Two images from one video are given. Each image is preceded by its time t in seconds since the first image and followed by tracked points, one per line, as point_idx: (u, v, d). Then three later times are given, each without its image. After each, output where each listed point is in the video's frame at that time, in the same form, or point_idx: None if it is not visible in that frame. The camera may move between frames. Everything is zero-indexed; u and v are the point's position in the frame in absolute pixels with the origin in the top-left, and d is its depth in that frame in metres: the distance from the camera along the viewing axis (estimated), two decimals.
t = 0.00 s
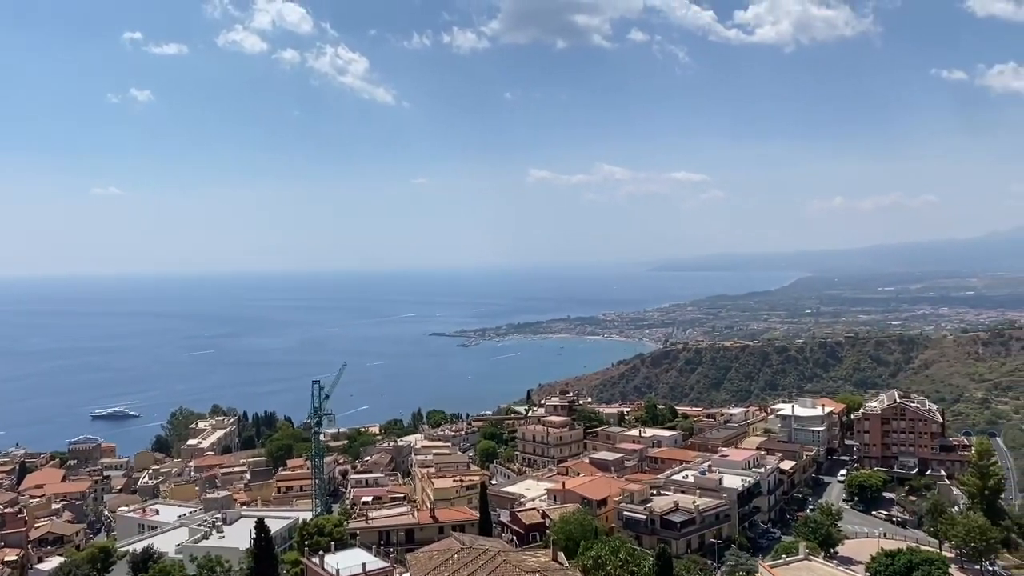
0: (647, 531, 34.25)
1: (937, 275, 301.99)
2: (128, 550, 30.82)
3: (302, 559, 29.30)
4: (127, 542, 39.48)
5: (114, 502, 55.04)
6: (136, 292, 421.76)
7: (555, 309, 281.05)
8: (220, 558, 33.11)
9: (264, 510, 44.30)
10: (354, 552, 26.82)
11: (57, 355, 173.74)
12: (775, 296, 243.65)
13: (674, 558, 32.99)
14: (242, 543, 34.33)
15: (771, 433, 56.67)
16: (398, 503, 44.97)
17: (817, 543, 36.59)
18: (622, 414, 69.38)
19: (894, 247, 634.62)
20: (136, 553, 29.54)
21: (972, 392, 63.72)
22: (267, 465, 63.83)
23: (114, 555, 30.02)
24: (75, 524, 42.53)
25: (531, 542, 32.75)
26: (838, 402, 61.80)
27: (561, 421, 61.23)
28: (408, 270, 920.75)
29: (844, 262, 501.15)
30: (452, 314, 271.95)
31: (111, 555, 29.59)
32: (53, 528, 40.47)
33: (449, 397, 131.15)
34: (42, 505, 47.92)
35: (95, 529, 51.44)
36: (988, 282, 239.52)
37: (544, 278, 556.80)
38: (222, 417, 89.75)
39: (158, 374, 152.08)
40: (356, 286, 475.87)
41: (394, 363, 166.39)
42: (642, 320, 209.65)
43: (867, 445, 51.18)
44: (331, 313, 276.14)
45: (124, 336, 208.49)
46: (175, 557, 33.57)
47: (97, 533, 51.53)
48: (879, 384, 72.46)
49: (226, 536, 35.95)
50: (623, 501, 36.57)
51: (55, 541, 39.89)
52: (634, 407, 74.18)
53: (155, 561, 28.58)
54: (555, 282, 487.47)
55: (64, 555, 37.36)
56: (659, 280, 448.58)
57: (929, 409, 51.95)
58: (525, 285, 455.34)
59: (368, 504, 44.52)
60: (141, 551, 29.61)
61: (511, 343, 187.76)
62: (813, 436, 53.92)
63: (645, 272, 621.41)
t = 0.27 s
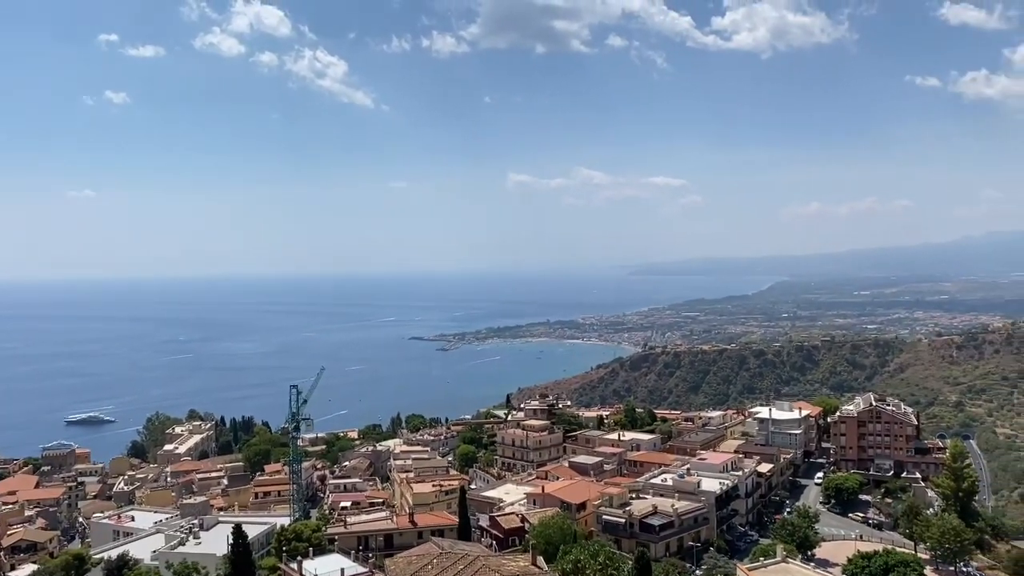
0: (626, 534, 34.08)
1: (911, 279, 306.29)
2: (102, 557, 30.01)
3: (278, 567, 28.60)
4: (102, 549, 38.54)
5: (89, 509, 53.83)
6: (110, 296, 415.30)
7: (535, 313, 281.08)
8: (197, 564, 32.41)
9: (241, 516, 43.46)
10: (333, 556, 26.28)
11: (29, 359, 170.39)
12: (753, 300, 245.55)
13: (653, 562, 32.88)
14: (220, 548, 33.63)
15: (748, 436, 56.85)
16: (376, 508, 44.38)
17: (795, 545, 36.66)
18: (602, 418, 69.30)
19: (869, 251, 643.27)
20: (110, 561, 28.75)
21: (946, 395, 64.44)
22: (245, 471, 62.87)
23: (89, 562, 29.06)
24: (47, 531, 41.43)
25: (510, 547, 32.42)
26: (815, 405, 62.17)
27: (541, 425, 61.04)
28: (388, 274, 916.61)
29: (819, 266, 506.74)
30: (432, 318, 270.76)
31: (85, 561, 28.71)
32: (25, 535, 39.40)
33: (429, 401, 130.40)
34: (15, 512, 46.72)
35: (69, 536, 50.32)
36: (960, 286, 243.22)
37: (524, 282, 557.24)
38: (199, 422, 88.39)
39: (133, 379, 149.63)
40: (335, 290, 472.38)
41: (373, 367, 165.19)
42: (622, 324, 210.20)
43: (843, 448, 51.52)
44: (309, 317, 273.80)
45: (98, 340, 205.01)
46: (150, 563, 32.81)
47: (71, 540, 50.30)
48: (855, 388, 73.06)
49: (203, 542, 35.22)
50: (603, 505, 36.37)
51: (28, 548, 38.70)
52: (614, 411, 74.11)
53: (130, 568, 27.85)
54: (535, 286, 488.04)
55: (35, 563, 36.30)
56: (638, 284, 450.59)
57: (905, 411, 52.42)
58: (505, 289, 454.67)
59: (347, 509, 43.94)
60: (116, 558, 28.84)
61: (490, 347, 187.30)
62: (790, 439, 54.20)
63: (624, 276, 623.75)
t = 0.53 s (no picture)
0: (606, 537, 33.79)
1: (886, 282, 310.36)
2: (75, 565, 29.09)
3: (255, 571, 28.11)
4: (75, 557, 37.42)
5: (63, 516, 52.45)
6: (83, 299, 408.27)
7: (514, 316, 280.69)
8: (174, 571, 31.55)
9: (217, 522, 42.51)
10: (312, 562, 25.60)
11: None
12: (731, 303, 247.24)
13: (632, 566, 32.60)
14: (197, 555, 32.76)
15: (727, 439, 56.93)
16: (355, 513, 43.65)
17: (773, 548, 36.61)
18: (582, 422, 69.03)
19: (844, 255, 651.46)
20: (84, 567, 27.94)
21: (922, 398, 65.04)
22: (222, 476, 61.69)
23: (63, 569, 28.25)
24: (19, 538, 40.19)
25: (490, 551, 31.93)
26: (792, 408, 62.46)
27: (520, 429, 60.66)
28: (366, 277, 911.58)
29: (795, 270, 511.58)
30: (411, 322, 269.40)
31: (59, 569, 27.93)
32: None
33: (408, 405, 129.43)
34: None
35: (42, 544, 48.99)
36: (934, 290, 246.72)
37: (504, 285, 556.97)
38: (175, 427, 86.77)
39: (107, 384, 146.83)
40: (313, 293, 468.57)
41: (352, 372, 163.78)
42: (601, 328, 210.48)
43: (821, 450, 51.68)
44: (288, 321, 271.01)
45: (71, 345, 201.07)
46: (125, 571, 31.90)
47: (44, 548, 48.95)
48: (833, 390, 73.54)
49: (180, 548, 34.32)
50: (582, 509, 36.04)
51: None
52: (594, 414, 73.85)
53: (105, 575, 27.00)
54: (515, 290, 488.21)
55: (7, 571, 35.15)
56: (618, 287, 452.39)
57: (881, 414, 52.81)
58: (484, 293, 453.87)
59: (325, 515, 43.17)
60: (91, 565, 27.96)
61: (470, 351, 186.54)
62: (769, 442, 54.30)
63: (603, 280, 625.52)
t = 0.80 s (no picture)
0: (586, 540, 33.60)
1: (861, 285, 313.92)
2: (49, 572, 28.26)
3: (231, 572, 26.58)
4: (49, 564, 36.43)
5: (36, 523, 51.14)
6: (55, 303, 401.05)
7: (494, 319, 280.25)
8: None
9: (194, 527, 41.67)
10: (291, 567, 25.09)
11: None
12: (710, 306, 248.72)
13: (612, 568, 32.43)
14: (175, 561, 32.03)
15: (706, 442, 57.05)
16: (334, 518, 43.04)
17: (752, 549, 36.63)
18: (562, 425, 68.86)
19: (820, 258, 658.78)
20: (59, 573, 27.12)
21: (898, 399, 65.69)
22: (199, 481, 60.59)
23: None
24: None
25: (470, 555, 31.58)
26: (770, 410, 62.68)
27: (500, 433, 60.35)
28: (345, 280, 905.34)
29: (773, 273, 516.19)
30: (391, 325, 267.88)
31: None
32: None
33: (388, 409, 128.46)
34: None
35: (15, 552, 47.78)
36: (909, 293, 249.95)
37: (485, 289, 556.46)
38: (152, 431, 85.26)
39: (81, 388, 144.16)
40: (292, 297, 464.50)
41: (331, 375, 162.37)
42: (581, 331, 210.73)
43: (799, 452, 51.89)
44: (266, 325, 268.25)
45: (44, 349, 197.31)
46: None
47: (17, 555, 47.71)
48: (810, 393, 74.01)
49: (157, 554, 33.56)
50: (562, 512, 35.81)
51: None
52: (573, 417, 73.66)
53: None
54: (495, 293, 487.69)
55: None
56: (598, 291, 453.70)
57: (858, 416, 53.21)
58: (465, 296, 452.85)
59: (304, 520, 42.53)
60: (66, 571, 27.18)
61: (450, 355, 185.83)
62: (747, 444, 54.45)
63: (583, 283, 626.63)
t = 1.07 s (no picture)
0: (564, 543, 33.45)
1: (836, 288, 317.53)
2: None
3: None
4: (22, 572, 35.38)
5: (8, 530, 49.81)
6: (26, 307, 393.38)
7: (473, 323, 279.55)
8: None
9: (170, 534, 40.83)
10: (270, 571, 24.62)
11: None
12: (687, 309, 250.25)
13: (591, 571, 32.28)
14: (151, 568, 31.28)
15: (683, 444, 57.18)
16: (312, 522, 42.48)
17: (730, 551, 36.62)
18: (540, 428, 68.68)
19: (796, 262, 665.93)
20: None
21: (873, 401, 66.35)
22: (176, 486, 59.52)
23: None
24: None
25: (449, 558, 31.24)
26: (747, 412, 62.94)
27: (479, 436, 60.05)
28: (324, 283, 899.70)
29: (750, 276, 521.02)
30: (369, 329, 266.23)
31: None
32: None
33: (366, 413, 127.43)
34: None
35: None
36: (883, 296, 253.33)
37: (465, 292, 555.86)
38: (127, 436, 83.70)
39: (53, 393, 141.31)
40: (269, 300, 459.96)
41: (308, 379, 160.83)
42: (560, 334, 210.81)
43: (775, 454, 52.08)
44: (243, 329, 265.29)
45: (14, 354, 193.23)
46: None
47: None
48: (786, 395, 74.52)
49: (131, 561, 32.74)
50: (541, 515, 35.60)
51: None
52: (552, 420, 73.46)
53: None
54: (474, 296, 486.98)
55: None
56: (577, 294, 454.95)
57: (833, 418, 53.61)
58: (444, 300, 451.56)
59: (281, 525, 41.90)
60: None
61: (428, 358, 184.96)
62: (724, 447, 54.64)
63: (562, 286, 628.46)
